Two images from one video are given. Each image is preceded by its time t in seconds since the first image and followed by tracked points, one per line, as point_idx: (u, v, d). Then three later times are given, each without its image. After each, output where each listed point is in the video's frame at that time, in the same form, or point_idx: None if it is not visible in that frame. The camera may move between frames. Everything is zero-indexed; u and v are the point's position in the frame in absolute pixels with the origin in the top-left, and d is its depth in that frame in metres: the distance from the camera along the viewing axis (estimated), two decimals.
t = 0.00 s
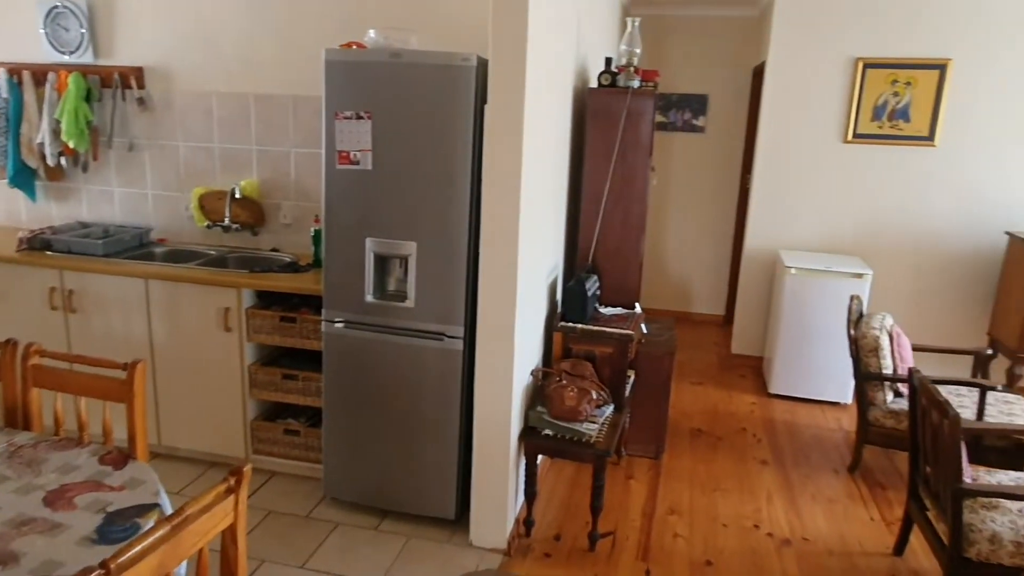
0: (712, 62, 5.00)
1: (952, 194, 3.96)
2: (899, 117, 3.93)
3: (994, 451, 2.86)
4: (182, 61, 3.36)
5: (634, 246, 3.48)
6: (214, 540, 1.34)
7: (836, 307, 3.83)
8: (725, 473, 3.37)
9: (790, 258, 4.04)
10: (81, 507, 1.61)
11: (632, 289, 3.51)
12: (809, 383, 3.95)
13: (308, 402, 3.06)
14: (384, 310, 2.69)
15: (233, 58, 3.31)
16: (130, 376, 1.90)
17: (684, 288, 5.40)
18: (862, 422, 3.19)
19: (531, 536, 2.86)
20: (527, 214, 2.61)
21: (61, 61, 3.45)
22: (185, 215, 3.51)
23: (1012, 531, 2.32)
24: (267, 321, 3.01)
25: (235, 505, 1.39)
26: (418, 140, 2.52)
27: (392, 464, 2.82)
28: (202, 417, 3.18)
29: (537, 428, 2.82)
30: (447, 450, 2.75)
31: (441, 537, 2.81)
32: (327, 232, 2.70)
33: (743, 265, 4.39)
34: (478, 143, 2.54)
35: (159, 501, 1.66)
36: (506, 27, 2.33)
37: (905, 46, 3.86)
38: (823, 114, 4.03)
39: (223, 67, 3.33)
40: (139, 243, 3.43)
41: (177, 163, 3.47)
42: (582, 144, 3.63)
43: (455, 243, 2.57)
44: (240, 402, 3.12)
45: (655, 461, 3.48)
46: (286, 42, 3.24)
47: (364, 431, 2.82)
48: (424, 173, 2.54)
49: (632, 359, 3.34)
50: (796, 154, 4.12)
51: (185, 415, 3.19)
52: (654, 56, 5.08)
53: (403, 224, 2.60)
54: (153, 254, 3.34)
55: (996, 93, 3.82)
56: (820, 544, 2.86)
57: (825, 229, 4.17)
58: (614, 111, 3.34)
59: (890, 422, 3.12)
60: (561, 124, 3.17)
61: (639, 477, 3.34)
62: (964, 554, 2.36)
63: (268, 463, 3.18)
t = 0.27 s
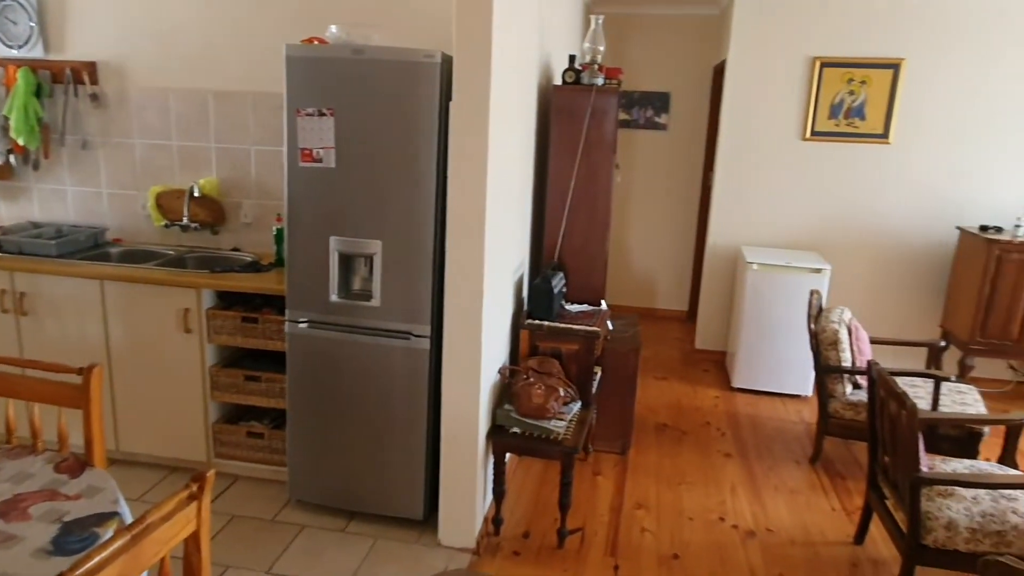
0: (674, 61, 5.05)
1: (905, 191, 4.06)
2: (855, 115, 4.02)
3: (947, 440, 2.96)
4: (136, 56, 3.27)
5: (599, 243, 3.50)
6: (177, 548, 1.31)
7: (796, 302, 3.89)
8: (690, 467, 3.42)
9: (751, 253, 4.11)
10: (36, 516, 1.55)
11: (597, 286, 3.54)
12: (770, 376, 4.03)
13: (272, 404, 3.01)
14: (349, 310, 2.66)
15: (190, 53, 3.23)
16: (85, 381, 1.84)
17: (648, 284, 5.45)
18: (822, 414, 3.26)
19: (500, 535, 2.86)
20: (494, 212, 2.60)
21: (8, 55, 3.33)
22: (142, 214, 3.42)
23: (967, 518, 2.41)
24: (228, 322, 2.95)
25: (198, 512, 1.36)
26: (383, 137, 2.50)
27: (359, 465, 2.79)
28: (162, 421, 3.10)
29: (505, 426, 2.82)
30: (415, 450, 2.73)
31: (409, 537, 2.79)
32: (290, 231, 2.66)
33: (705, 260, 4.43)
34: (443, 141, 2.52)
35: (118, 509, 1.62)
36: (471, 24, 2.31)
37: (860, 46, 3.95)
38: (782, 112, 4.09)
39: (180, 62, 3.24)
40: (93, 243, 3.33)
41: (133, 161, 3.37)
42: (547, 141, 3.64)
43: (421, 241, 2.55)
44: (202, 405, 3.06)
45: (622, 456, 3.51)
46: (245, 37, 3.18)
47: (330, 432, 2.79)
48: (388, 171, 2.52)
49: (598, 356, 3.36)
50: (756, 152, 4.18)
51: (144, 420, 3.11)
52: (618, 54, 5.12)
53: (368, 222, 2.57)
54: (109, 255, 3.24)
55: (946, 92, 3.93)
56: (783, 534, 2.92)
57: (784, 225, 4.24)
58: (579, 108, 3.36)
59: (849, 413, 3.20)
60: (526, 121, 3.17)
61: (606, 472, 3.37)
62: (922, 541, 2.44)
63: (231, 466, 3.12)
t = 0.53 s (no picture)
0: (632, 61, 5.10)
1: (857, 188, 4.12)
2: (808, 114, 4.05)
3: (900, 431, 3.05)
4: (84, 54, 3.16)
5: (561, 242, 3.51)
6: (132, 563, 1.27)
7: (753, 298, 3.95)
8: (653, 464, 3.45)
9: (710, 250, 4.14)
10: None
11: (560, 285, 3.55)
12: (730, 372, 4.08)
13: (230, 410, 2.95)
14: (309, 313, 2.62)
15: (140, 51, 3.14)
16: (33, 391, 1.77)
17: (609, 283, 5.49)
18: (781, 408, 3.33)
19: (466, 536, 2.84)
20: (454, 212, 2.58)
21: None
22: (92, 217, 3.31)
23: (920, 507, 2.49)
24: (184, 327, 2.87)
25: (155, 524, 1.32)
26: (341, 137, 2.46)
27: (322, 470, 2.75)
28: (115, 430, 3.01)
29: (469, 427, 2.81)
30: (379, 454, 2.70)
31: (374, 542, 2.76)
32: (246, 233, 2.60)
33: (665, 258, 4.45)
34: (403, 141, 2.50)
35: (70, 525, 1.56)
36: (429, 23, 2.29)
37: (811, 46, 3.97)
38: (736, 112, 4.11)
39: (130, 60, 3.15)
40: (40, 247, 3.21)
41: (81, 162, 3.26)
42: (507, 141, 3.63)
43: (382, 242, 2.52)
44: (158, 413, 2.97)
45: (586, 455, 3.53)
46: (198, 36, 3.10)
47: (291, 438, 2.74)
48: (348, 172, 2.48)
49: (561, 355, 3.37)
50: (712, 147, 4.18)
51: (97, 429, 3.01)
52: (577, 54, 5.15)
53: (328, 224, 2.53)
54: (57, 259, 3.13)
55: (894, 91, 3.98)
56: (745, 527, 2.98)
57: (740, 223, 4.27)
58: (539, 108, 3.36)
59: (807, 407, 3.27)
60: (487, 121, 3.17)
61: (571, 471, 3.38)
62: (879, 531, 2.51)
63: (189, 475, 3.04)
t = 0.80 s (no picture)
0: (587, 60, 5.13)
1: (805, 185, 4.17)
2: (757, 113, 4.09)
3: (850, 422, 3.13)
4: (19, 50, 3.03)
5: (518, 241, 3.50)
6: None
7: (707, 294, 4.00)
8: (612, 460, 3.48)
9: (665, 247, 4.18)
10: None
11: (518, 285, 3.55)
12: (686, 368, 4.14)
13: (182, 418, 2.86)
14: (262, 317, 2.56)
15: (80, 48, 3.02)
16: None
17: (567, 280, 5.52)
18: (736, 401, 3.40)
19: (426, 539, 2.82)
20: (410, 213, 2.56)
21: None
22: (31, 220, 3.17)
23: (871, 495, 2.57)
24: (132, 333, 2.78)
25: (102, 539, 1.27)
26: (293, 137, 2.41)
27: (278, 477, 2.69)
28: (59, 441, 2.89)
29: (428, 429, 2.79)
30: (337, 458, 2.66)
31: (333, 548, 2.72)
32: (195, 235, 2.52)
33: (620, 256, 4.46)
34: (357, 140, 2.46)
35: (12, 543, 1.49)
36: (382, 21, 2.26)
37: (759, 46, 4.02)
38: (687, 111, 4.13)
39: (69, 56, 3.03)
40: None
41: (19, 163, 3.12)
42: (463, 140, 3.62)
43: (336, 243, 2.48)
44: (105, 422, 2.87)
45: (546, 453, 3.54)
46: (141, 32, 3.00)
47: (246, 444, 2.67)
48: (300, 172, 2.43)
49: (519, 354, 3.37)
50: (667, 145, 4.19)
51: (40, 441, 2.89)
52: (531, 53, 5.15)
53: (280, 225, 2.47)
54: None
55: (839, 90, 4.04)
56: (702, 521, 3.03)
57: (692, 220, 4.29)
58: (494, 107, 3.35)
59: (761, 400, 3.34)
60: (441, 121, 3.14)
61: (531, 469, 3.39)
62: (832, 520, 2.58)
63: (139, 485, 2.94)
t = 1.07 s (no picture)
0: (540, 58, 5.14)
1: (754, 182, 4.24)
2: (707, 112, 4.16)
3: (800, 413, 3.22)
4: None
5: (473, 240, 3.49)
6: None
7: (660, 290, 4.05)
8: (570, 457, 3.50)
9: (620, 244, 4.20)
10: None
11: (474, 283, 3.54)
12: (642, 364, 4.19)
13: (129, 426, 2.76)
14: (212, 320, 2.49)
15: (14, 42, 2.89)
16: None
17: (523, 278, 5.53)
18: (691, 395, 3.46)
19: (385, 542, 2.80)
20: (364, 212, 2.52)
21: None
22: None
23: (821, 484, 2.65)
24: (75, 339, 2.67)
25: (46, 554, 1.21)
26: (242, 135, 2.35)
27: (232, 483, 2.63)
28: None
29: (386, 430, 2.77)
30: (292, 463, 2.61)
31: (290, 554, 2.67)
32: (140, 237, 2.44)
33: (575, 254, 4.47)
34: (309, 139, 2.42)
35: None
36: (332, 17, 2.22)
37: (707, 45, 4.08)
38: (639, 109, 4.17)
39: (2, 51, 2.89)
40: None
41: None
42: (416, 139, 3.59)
43: (289, 244, 2.43)
44: (47, 431, 2.75)
45: (504, 451, 3.54)
46: (80, 25, 2.88)
47: (197, 451, 2.60)
48: (250, 171, 2.38)
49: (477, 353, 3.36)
50: (619, 150, 4.24)
51: None
52: (484, 51, 5.14)
53: (230, 225, 2.41)
54: None
55: (784, 90, 4.12)
56: (659, 514, 3.08)
57: (645, 217, 4.33)
58: (448, 105, 3.34)
59: (714, 393, 3.40)
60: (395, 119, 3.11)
61: (490, 468, 3.39)
62: (784, 508, 2.65)
63: (84, 496, 2.84)
